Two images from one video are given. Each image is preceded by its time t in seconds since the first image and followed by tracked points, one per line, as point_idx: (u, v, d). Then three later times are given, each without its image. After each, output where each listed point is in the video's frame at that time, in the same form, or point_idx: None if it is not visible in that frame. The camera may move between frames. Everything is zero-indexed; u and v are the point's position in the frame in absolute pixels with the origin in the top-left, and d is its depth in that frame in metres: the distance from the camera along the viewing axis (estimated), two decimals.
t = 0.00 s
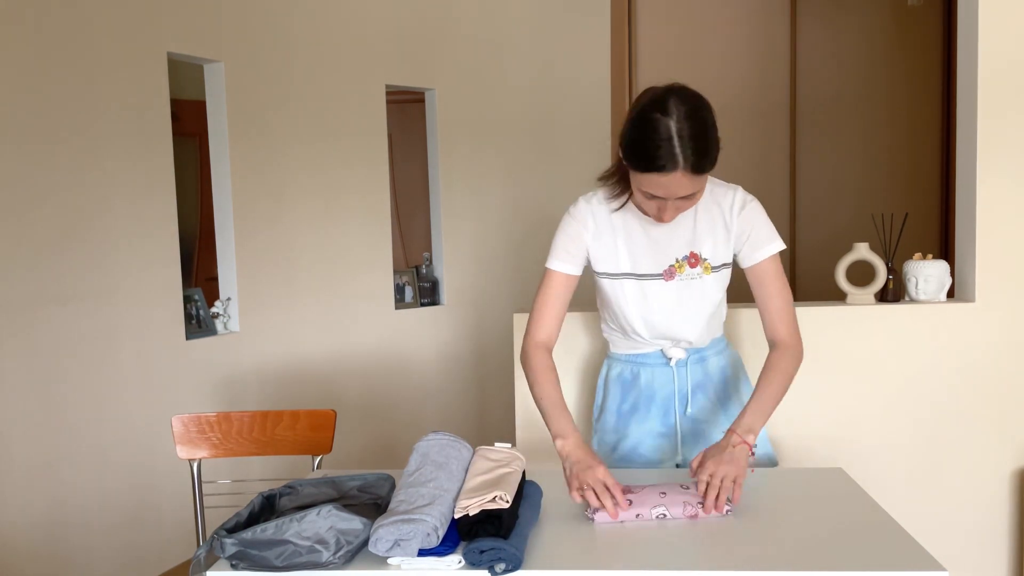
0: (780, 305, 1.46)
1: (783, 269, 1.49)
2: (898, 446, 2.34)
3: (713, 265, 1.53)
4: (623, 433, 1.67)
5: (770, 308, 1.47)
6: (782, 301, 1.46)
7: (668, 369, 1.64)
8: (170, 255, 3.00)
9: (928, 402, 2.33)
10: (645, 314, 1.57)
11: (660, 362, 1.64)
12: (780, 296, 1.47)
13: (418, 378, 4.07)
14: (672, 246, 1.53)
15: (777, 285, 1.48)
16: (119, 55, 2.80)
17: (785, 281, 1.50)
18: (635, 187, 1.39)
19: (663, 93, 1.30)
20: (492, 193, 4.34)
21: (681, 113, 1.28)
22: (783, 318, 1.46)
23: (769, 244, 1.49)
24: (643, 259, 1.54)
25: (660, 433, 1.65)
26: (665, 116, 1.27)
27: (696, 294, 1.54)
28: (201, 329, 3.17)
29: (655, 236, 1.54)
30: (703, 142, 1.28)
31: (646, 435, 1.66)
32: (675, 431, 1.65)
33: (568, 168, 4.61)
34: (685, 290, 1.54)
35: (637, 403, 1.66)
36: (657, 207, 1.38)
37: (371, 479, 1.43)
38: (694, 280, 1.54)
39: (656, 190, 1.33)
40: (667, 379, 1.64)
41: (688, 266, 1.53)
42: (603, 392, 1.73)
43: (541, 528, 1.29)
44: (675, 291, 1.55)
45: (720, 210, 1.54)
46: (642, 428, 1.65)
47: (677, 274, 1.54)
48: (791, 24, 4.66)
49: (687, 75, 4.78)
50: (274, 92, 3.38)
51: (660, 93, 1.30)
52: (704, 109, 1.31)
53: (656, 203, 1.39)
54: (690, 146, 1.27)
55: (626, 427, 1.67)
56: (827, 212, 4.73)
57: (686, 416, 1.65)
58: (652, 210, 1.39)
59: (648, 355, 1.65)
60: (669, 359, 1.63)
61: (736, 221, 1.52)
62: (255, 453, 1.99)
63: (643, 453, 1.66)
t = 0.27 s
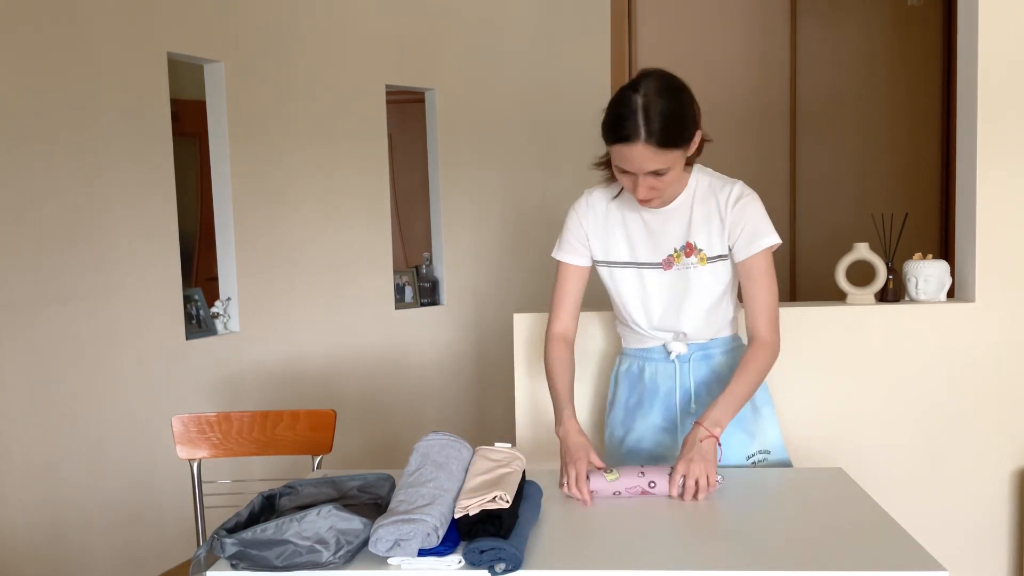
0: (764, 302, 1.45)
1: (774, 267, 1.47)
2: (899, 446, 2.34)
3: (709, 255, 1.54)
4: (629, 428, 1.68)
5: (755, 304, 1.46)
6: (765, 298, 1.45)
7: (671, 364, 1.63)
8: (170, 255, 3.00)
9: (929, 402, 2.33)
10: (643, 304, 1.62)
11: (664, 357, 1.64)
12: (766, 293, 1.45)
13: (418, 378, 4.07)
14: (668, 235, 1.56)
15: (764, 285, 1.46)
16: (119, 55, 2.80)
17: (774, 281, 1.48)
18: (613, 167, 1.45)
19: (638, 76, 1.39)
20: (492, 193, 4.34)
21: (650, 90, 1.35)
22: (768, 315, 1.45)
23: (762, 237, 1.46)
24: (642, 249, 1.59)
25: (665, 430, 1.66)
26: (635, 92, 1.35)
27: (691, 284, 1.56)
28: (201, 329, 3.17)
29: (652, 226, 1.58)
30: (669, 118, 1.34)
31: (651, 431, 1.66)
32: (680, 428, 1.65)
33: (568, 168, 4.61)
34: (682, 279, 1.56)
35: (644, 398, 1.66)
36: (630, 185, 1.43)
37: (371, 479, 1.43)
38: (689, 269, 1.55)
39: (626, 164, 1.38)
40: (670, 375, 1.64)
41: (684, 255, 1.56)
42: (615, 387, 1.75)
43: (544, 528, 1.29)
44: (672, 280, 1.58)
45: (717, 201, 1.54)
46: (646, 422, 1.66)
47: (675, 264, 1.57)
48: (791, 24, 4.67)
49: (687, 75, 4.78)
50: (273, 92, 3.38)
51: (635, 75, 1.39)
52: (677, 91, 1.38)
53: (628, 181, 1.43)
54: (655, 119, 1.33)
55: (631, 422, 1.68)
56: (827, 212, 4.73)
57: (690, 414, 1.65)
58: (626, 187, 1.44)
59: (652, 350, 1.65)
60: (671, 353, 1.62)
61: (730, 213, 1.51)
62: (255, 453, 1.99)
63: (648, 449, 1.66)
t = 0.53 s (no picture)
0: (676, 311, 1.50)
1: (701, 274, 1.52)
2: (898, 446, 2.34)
3: (650, 264, 1.57)
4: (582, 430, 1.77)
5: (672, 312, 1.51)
6: (676, 309, 1.50)
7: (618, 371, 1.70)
8: (170, 255, 3.00)
9: (929, 402, 2.33)
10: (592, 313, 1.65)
11: (611, 365, 1.70)
12: (681, 301, 1.51)
13: (419, 378, 4.07)
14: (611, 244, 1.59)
15: (684, 290, 1.51)
16: (119, 55, 2.80)
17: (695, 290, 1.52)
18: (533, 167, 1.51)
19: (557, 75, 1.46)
20: (492, 192, 4.34)
21: (559, 85, 1.41)
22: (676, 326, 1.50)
23: (698, 246, 1.50)
24: (587, 257, 1.62)
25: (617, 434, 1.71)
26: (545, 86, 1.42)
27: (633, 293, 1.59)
28: (201, 329, 3.17)
29: (596, 236, 1.61)
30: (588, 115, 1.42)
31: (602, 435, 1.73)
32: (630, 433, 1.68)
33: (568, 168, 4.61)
34: (625, 288, 1.60)
35: (593, 404, 1.74)
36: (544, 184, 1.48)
37: (371, 479, 1.43)
38: (633, 279, 1.59)
39: (529, 158, 1.44)
40: (617, 382, 1.70)
41: (627, 265, 1.59)
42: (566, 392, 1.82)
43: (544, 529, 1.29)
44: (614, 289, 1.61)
45: (659, 209, 1.57)
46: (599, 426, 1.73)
47: (618, 274, 1.60)
48: (791, 24, 4.66)
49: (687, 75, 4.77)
50: (273, 92, 3.38)
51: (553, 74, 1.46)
52: (589, 91, 1.43)
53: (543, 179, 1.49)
54: (555, 111, 1.39)
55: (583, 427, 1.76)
56: (828, 212, 4.73)
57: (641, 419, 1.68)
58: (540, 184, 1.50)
59: (601, 358, 1.71)
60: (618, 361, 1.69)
61: (671, 221, 1.54)
62: (255, 453, 1.99)
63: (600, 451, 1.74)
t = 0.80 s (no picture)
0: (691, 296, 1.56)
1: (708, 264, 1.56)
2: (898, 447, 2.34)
3: (655, 254, 1.56)
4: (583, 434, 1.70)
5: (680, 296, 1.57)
6: (694, 295, 1.56)
7: (622, 369, 1.67)
8: (170, 255, 3.00)
9: (929, 402, 2.33)
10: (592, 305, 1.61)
11: (615, 363, 1.67)
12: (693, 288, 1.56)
13: (419, 378, 4.07)
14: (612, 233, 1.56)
15: (692, 278, 1.55)
16: (119, 55, 2.80)
17: (705, 280, 1.57)
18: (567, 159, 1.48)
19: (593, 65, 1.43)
20: (493, 192, 4.34)
21: (607, 79, 1.39)
22: (691, 308, 1.56)
23: (707, 237, 1.53)
24: (585, 247, 1.58)
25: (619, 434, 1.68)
26: (593, 79, 1.39)
27: (636, 282, 1.57)
28: (201, 329, 3.17)
29: (596, 225, 1.58)
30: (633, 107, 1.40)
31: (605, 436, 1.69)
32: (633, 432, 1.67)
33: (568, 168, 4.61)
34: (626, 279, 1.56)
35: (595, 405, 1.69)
36: (587, 178, 1.46)
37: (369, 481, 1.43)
38: (636, 269, 1.56)
39: (584, 154, 1.41)
40: (622, 381, 1.67)
41: (630, 255, 1.56)
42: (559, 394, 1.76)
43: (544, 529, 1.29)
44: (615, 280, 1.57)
45: (662, 199, 1.57)
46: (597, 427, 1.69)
47: (619, 264, 1.56)
48: (791, 24, 4.66)
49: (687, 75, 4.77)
50: (274, 92, 3.38)
51: (590, 64, 1.43)
52: (630, 80, 1.43)
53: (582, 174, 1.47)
54: (614, 108, 1.38)
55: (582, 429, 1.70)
56: (827, 212, 4.73)
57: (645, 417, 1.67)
58: (579, 179, 1.48)
59: (602, 357, 1.67)
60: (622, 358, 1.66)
61: (677, 212, 1.56)
62: (255, 453, 1.99)
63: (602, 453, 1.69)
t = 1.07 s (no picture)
0: (751, 277, 1.55)
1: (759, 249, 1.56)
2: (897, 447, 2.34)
3: (696, 243, 1.54)
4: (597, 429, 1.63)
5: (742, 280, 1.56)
6: (754, 272, 1.55)
7: (644, 360, 1.60)
8: (170, 255, 3.00)
9: (929, 403, 2.33)
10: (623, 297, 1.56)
11: (637, 355, 1.60)
12: (752, 270, 1.56)
13: (419, 378, 4.07)
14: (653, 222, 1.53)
15: (750, 262, 1.56)
16: (119, 55, 2.80)
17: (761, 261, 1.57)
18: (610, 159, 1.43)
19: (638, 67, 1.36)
20: (492, 192, 4.34)
21: (652, 84, 1.34)
22: (756, 291, 1.55)
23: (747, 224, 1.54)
24: (624, 239, 1.54)
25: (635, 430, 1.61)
26: (637, 86, 1.34)
27: (675, 271, 1.54)
28: (201, 329, 3.17)
29: (635, 214, 1.54)
30: (680, 111, 1.35)
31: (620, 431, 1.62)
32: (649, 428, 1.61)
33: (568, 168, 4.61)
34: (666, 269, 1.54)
35: (612, 399, 1.62)
36: (630, 180, 1.42)
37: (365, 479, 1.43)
38: (677, 257, 1.53)
39: (628, 159, 1.37)
40: (643, 373, 1.60)
41: (670, 243, 1.53)
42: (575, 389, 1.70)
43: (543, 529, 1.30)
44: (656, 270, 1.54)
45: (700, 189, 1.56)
46: (614, 421, 1.61)
47: (659, 252, 1.53)
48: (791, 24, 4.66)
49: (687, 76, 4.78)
50: (274, 93, 3.38)
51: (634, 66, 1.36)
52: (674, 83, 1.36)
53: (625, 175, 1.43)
54: (659, 115, 1.32)
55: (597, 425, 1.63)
56: (827, 212, 4.73)
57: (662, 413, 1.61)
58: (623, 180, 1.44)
59: (624, 349, 1.61)
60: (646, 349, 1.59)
61: (717, 201, 1.55)
62: (255, 453, 1.99)
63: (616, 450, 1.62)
